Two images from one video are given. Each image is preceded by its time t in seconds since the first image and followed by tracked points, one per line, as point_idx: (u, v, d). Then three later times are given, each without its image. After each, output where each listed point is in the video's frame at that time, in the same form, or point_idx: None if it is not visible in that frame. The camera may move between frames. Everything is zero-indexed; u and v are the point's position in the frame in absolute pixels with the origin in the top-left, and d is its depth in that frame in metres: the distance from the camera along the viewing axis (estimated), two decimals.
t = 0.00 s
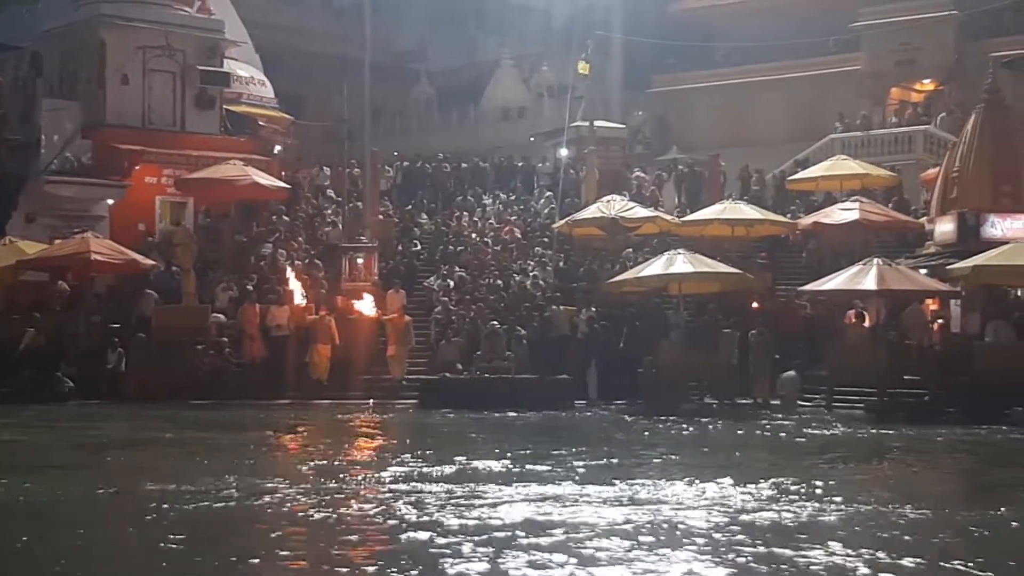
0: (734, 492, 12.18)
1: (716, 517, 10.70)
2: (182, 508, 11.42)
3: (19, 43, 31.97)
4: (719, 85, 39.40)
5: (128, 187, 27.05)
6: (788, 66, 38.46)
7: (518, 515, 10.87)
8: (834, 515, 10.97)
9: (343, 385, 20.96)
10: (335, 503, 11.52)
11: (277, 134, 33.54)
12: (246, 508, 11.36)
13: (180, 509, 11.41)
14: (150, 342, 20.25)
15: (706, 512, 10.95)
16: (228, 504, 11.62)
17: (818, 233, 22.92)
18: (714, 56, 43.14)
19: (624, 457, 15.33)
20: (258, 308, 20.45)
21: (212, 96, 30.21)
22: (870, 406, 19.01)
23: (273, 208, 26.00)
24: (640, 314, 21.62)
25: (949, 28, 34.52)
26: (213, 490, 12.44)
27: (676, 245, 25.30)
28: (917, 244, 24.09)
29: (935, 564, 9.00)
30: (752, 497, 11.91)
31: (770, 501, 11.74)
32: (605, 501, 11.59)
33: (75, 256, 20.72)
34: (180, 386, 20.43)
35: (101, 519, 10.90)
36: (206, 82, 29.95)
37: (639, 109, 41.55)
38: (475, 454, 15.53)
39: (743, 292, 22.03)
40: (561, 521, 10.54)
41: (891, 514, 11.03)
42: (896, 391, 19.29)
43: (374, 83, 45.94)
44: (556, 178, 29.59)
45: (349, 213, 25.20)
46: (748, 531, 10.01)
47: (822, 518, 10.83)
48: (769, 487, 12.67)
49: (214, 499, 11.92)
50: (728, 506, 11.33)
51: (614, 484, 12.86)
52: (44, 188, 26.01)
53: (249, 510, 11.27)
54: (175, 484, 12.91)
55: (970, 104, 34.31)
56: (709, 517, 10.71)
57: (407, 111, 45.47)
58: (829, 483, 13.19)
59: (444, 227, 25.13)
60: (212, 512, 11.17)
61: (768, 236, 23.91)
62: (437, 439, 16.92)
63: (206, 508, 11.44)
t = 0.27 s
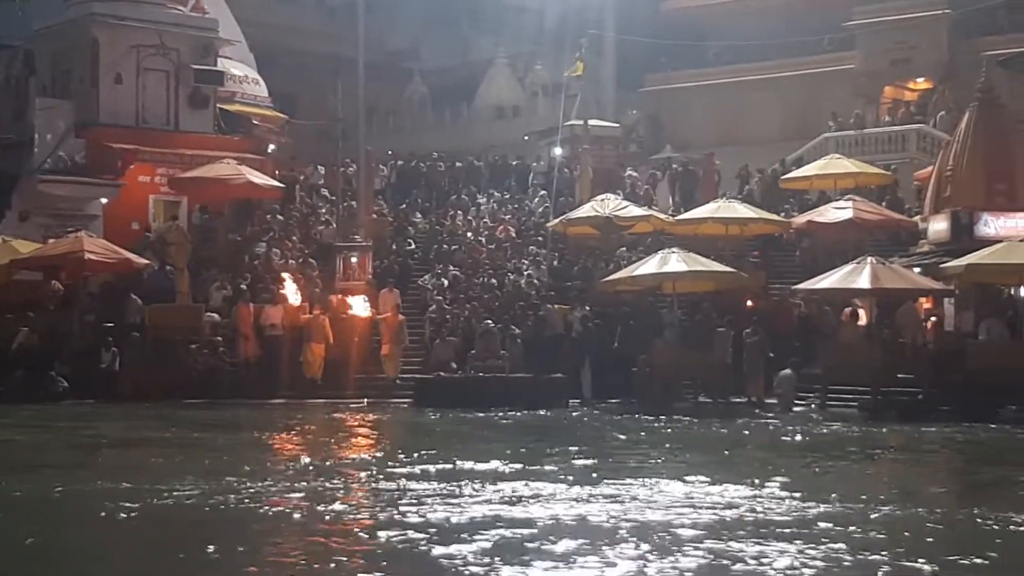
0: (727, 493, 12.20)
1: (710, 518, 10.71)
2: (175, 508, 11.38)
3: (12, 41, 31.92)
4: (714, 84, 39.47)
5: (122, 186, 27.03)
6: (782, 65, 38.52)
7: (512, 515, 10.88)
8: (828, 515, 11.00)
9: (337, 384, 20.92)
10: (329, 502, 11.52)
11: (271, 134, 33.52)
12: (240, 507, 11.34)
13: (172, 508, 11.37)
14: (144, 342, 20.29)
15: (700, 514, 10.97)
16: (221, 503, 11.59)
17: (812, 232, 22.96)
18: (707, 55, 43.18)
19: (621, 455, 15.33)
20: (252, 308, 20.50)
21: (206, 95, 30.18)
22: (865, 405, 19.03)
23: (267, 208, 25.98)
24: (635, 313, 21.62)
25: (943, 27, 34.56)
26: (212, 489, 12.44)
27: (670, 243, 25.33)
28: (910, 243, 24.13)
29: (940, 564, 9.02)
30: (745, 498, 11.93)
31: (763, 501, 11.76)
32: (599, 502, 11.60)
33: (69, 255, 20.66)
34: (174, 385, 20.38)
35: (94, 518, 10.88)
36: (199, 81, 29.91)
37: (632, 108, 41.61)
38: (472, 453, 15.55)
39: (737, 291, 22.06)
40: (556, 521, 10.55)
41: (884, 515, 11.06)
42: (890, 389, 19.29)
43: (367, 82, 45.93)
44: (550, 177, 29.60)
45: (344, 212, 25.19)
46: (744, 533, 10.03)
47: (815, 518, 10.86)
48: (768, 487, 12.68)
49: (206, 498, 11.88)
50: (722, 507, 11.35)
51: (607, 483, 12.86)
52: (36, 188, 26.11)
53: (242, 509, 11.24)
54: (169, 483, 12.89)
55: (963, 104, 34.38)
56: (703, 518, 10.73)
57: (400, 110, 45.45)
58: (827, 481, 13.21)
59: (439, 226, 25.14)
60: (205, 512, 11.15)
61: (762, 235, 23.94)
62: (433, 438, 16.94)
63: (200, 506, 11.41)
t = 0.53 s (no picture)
0: (718, 491, 12.23)
1: (703, 516, 10.75)
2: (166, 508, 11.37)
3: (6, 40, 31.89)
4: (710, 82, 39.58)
5: (116, 186, 27.04)
6: (775, 64, 38.58)
7: (505, 514, 10.92)
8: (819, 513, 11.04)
9: (332, 383, 20.89)
10: (321, 501, 11.52)
11: (266, 134, 33.52)
12: (231, 507, 11.33)
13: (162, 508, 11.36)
14: (138, 342, 20.32)
15: (691, 512, 11.01)
16: (211, 503, 11.57)
17: (806, 231, 23.00)
18: (702, 54, 43.20)
19: (616, 454, 15.35)
20: (246, 308, 20.39)
21: (201, 94, 30.19)
22: (859, 403, 19.06)
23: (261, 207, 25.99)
24: (629, 313, 21.65)
25: (937, 25, 34.59)
26: (209, 488, 12.48)
27: (664, 243, 25.37)
28: (904, 241, 24.18)
29: (932, 560, 9.09)
30: (735, 496, 11.97)
31: (752, 499, 11.79)
32: (591, 501, 11.62)
33: (64, 255, 20.62)
34: (169, 385, 20.37)
35: (85, 518, 10.88)
36: (194, 80, 29.90)
37: (626, 107, 41.67)
38: (467, 452, 15.58)
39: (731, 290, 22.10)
40: (550, 520, 10.59)
41: (873, 512, 11.11)
42: (884, 388, 19.32)
43: (362, 82, 45.92)
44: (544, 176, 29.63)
45: (338, 212, 25.20)
46: (735, 530, 10.08)
47: (807, 515, 10.90)
48: (761, 485, 12.73)
49: (195, 499, 11.87)
50: (714, 505, 11.38)
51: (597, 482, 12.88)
52: (29, 187, 25.90)
53: (233, 509, 11.24)
54: (161, 483, 12.89)
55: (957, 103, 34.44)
56: (695, 516, 10.77)
57: (394, 109, 45.43)
58: (820, 480, 13.25)
59: (434, 225, 25.15)
60: (196, 512, 11.14)
61: (756, 234, 23.98)
62: (428, 437, 16.97)
63: (190, 507, 11.40)
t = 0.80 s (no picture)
0: (710, 488, 12.22)
1: (693, 513, 10.75)
2: (155, 507, 11.37)
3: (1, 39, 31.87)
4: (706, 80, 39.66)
5: (112, 184, 27.03)
6: (770, 61, 38.61)
7: (496, 511, 10.92)
8: (810, 510, 11.04)
9: (328, 381, 20.90)
10: (312, 499, 11.53)
11: (261, 132, 33.53)
12: (220, 505, 11.33)
13: (152, 507, 11.36)
14: (134, 339, 20.28)
15: (681, 509, 11.01)
16: (200, 502, 11.57)
17: (801, 227, 23.00)
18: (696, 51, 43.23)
19: (610, 451, 15.34)
20: (242, 305, 20.39)
21: (196, 92, 30.18)
22: (855, 400, 19.06)
23: (257, 205, 25.98)
24: (625, 310, 21.67)
25: (932, 22, 34.61)
26: (203, 486, 12.48)
27: (659, 240, 25.38)
28: (900, 238, 24.20)
29: (923, 558, 9.08)
30: (727, 493, 11.97)
31: (744, 497, 11.78)
32: (582, 498, 11.62)
33: (59, 253, 20.60)
34: (166, 383, 20.39)
35: (74, 517, 10.88)
36: (189, 79, 29.89)
37: (622, 106, 41.71)
38: (461, 449, 15.59)
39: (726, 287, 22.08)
40: (540, 517, 10.61)
41: (865, 510, 11.09)
42: (880, 384, 19.31)
43: (357, 80, 45.94)
44: (540, 174, 29.63)
45: (334, 210, 25.19)
46: (726, 528, 10.08)
47: (798, 513, 10.90)
48: (756, 482, 12.73)
49: (185, 497, 11.87)
50: (704, 503, 11.37)
51: (590, 479, 12.88)
52: (24, 186, 25.97)
53: (223, 507, 11.24)
54: (152, 481, 12.89)
55: (952, 100, 34.47)
56: (686, 513, 10.77)
57: (390, 107, 45.42)
58: (815, 477, 13.25)
59: (429, 223, 25.15)
60: (185, 510, 11.14)
61: (751, 231, 23.98)
62: (423, 435, 16.97)
63: (178, 506, 11.40)
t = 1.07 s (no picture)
0: (707, 486, 12.21)
1: (690, 511, 10.75)
2: (152, 505, 11.37)
3: None
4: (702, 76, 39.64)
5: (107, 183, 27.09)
6: (765, 58, 38.61)
7: (493, 509, 10.92)
8: (807, 507, 11.03)
9: (324, 380, 20.92)
10: (308, 498, 11.52)
11: (256, 130, 33.52)
12: (216, 503, 11.32)
13: (148, 506, 11.35)
14: (129, 338, 20.22)
15: (678, 506, 11.01)
16: (197, 500, 11.56)
17: (797, 225, 23.01)
18: (692, 48, 43.22)
19: (607, 449, 15.35)
20: (238, 302, 20.42)
21: (191, 91, 30.15)
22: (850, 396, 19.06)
23: (253, 204, 25.97)
24: (620, 309, 21.74)
25: (926, 20, 34.62)
26: (200, 485, 12.46)
27: (655, 238, 25.38)
28: (896, 235, 24.20)
29: (922, 554, 9.07)
30: (723, 490, 11.96)
31: (741, 493, 11.77)
32: (579, 496, 11.62)
33: (55, 252, 20.58)
34: (161, 382, 20.32)
35: (71, 516, 10.87)
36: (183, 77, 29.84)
37: (617, 103, 41.72)
38: (459, 448, 15.58)
39: (722, 284, 22.09)
40: (537, 515, 10.61)
41: (862, 506, 11.09)
42: (876, 382, 19.30)
43: (353, 79, 45.87)
44: (536, 172, 29.64)
45: (329, 209, 25.16)
46: (723, 525, 10.08)
47: (794, 510, 10.90)
48: (753, 480, 12.71)
49: (182, 495, 11.86)
50: (701, 500, 11.37)
51: (586, 477, 12.87)
52: (19, 185, 25.98)
53: (219, 506, 11.23)
54: (149, 480, 12.89)
55: (947, 97, 34.50)
56: (683, 511, 10.77)
57: (385, 105, 45.32)
58: (811, 474, 13.24)
59: (424, 221, 25.13)
60: (182, 508, 11.13)
61: (747, 229, 23.99)
62: (422, 434, 16.95)
63: (175, 504, 11.38)
